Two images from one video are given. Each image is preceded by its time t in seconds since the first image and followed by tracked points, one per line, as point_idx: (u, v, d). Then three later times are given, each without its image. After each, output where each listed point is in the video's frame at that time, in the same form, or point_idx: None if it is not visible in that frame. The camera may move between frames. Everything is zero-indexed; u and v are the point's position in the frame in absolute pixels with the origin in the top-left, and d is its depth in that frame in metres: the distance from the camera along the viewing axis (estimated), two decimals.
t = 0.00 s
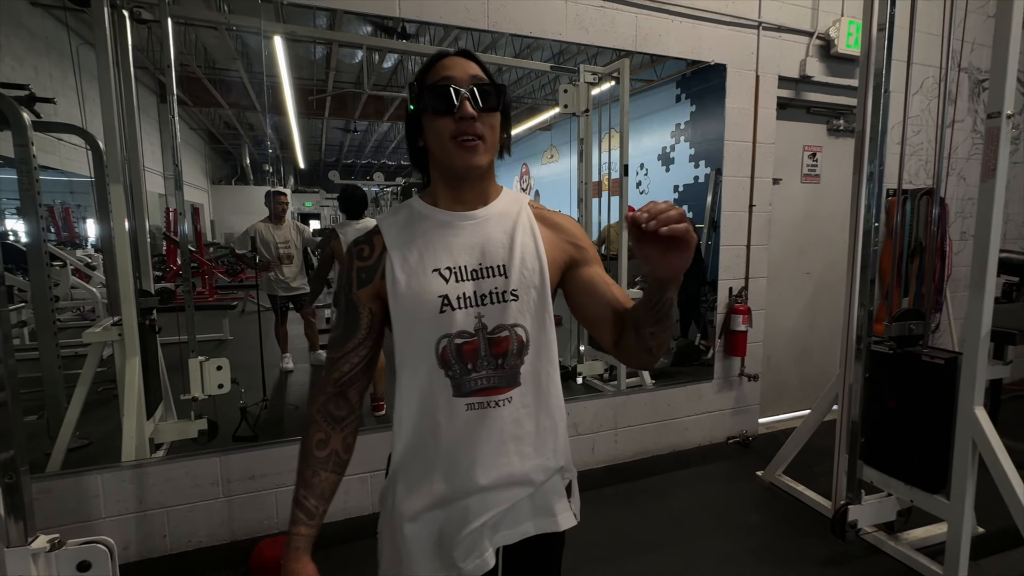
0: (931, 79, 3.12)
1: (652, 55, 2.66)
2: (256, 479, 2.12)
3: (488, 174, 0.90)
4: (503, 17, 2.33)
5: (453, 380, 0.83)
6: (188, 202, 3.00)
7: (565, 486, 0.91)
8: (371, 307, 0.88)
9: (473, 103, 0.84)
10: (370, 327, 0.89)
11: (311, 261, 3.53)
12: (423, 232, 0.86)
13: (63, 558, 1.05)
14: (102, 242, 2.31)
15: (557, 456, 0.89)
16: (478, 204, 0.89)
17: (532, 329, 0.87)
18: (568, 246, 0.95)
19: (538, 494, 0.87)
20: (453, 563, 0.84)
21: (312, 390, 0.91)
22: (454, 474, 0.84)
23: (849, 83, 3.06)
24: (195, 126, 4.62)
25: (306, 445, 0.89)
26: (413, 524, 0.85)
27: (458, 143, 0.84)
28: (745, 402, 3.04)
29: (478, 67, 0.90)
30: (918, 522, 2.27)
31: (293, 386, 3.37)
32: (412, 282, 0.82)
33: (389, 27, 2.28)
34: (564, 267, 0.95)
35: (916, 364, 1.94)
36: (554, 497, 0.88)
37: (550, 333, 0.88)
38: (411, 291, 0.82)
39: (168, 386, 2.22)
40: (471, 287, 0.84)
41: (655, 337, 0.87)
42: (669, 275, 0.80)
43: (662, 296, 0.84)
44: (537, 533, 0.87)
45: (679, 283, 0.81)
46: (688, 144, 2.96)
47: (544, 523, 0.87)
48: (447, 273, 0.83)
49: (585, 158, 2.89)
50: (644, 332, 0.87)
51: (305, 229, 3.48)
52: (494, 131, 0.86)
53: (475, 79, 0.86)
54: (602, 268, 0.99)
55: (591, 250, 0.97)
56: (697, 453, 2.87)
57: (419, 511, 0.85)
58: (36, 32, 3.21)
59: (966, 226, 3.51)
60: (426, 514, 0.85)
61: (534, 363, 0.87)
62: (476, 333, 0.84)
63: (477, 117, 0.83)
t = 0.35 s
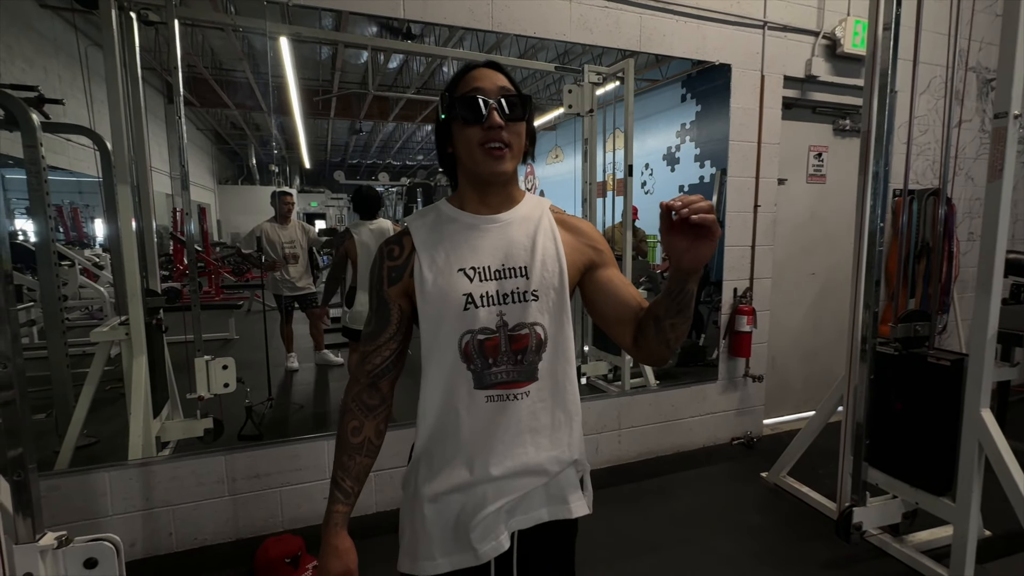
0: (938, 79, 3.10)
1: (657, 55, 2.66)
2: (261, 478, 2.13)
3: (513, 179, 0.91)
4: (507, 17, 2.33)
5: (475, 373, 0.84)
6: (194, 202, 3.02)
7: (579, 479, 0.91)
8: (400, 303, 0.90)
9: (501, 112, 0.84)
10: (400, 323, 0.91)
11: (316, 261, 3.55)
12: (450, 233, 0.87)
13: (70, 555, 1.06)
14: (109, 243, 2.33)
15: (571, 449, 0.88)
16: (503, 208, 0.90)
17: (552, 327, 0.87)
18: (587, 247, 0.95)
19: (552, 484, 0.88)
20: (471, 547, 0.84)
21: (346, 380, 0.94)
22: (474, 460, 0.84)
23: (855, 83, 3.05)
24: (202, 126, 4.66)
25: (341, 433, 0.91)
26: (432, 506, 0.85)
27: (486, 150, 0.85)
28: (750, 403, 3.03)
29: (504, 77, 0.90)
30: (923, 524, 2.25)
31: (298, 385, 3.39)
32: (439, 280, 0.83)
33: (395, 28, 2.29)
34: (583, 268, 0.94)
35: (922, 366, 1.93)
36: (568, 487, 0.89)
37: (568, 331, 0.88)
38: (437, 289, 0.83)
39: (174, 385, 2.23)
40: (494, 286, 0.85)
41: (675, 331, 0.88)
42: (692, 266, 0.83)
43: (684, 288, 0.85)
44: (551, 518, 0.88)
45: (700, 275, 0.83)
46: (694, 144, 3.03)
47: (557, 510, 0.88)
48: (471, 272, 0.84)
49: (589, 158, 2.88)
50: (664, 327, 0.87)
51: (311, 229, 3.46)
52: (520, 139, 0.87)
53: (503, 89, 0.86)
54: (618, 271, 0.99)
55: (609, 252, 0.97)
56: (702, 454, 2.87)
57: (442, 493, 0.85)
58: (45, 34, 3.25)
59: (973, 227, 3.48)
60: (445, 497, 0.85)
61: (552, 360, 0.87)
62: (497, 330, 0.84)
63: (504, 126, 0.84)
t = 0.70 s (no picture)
0: (942, 77, 3.09)
1: (661, 54, 2.66)
2: (265, 475, 2.14)
3: (524, 178, 0.91)
4: (511, 16, 2.33)
5: (480, 368, 0.84)
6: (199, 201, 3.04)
7: (585, 479, 0.91)
8: (414, 297, 0.91)
9: (502, 112, 0.85)
10: (413, 317, 0.92)
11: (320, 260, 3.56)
12: (464, 230, 0.88)
13: (78, 550, 1.08)
14: (115, 242, 2.35)
15: (577, 447, 0.88)
16: (516, 206, 0.90)
17: (559, 327, 0.86)
18: (598, 251, 0.93)
19: (558, 480, 0.87)
20: (476, 537, 0.84)
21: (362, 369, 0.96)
22: (479, 455, 0.85)
23: (859, 82, 3.04)
24: (206, 126, 4.68)
25: (356, 421, 0.94)
26: (438, 493, 0.86)
27: (489, 150, 0.86)
28: (753, 402, 3.03)
29: (514, 73, 0.89)
30: (927, 524, 2.25)
31: (302, 383, 3.40)
32: (449, 275, 0.84)
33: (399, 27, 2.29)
34: (592, 272, 0.93)
35: (927, 364, 1.92)
36: (574, 484, 0.88)
37: (577, 332, 0.86)
38: (448, 283, 0.84)
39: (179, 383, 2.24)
40: (502, 283, 0.85)
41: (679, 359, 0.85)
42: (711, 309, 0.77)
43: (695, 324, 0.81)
44: (555, 514, 0.88)
45: (716, 315, 0.78)
46: (697, 143, 3.05)
47: (562, 505, 0.88)
48: (480, 268, 0.85)
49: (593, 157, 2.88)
50: (668, 351, 0.85)
51: (315, 228, 3.44)
52: (525, 138, 0.87)
53: (506, 87, 0.86)
54: (629, 278, 0.97)
55: (620, 260, 0.95)
56: (705, 453, 2.87)
57: (450, 483, 0.86)
58: (51, 34, 3.27)
59: (978, 226, 3.47)
60: (454, 484, 0.85)
61: (559, 360, 0.87)
62: (504, 327, 0.84)
63: (506, 126, 0.85)
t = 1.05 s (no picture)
0: (942, 77, 3.09)
1: (661, 55, 2.67)
2: (266, 476, 2.14)
3: (519, 178, 0.91)
4: (511, 17, 2.34)
5: (472, 374, 0.85)
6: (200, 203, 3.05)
7: (583, 493, 0.89)
8: (405, 302, 0.91)
9: (495, 109, 0.84)
10: (404, 323, 0.92)
11: (321, 261, 3.56)
12: (457, 234, 0.88)
13: (78, 551, 1.08)
14: (116, 243, 2.35)
15: (575, 459, 0.87)
16: (512, 205, 0.90)
17: (555, 331, 0.85)
18: (596, 253, 0.92)
19: (554, 497, 0.86)
20: (469, 557, 0.84)
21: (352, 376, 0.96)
22: (473, 470, 0.84)
23: (859, 82, 3.04)
24: (207, 128, 4.70)
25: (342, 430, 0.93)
26: (431, 511, 0.86)
27: (482, 147, 0.86)
28: (754, 403, 3.03)
29: (509, 71, 0.89)
30: (928, 525, 2.24)
31: (303, 384, 3.41)
32: (439, 279, 0.84)
33: (399, 29, 2.30)
34: (588, 274, 0.91)
35: (926, 365, 1.92)
36: (570, 501, 0.87)
37: (574, 337, 0.86)
38: (439, 287, 0.84)
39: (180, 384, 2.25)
40: (495, 286, 0.84)
41: (671, 365, 0.85)
42: (702, 306, 0.79)
43: (689, 325, 0.82)
44: (551, 533, 0.86)
45: (709, 315, 0.80)
46: (698, 144, 3.02)
47: (557, 524, 0.86)
48: (473, 271, 0.84)
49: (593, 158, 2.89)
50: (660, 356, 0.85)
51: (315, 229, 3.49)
52: (519, 135, 0.86)
53: (500, 84, 0.86)
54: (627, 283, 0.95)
55: (617, 263, 0.93)
56: (705, 454, 2.87)
57: (442, 499, 0.86)
58: (53, 36, 3.28)
59: (980, 226, 3.47)
60: (445, 504, 0.86)
61: (554, 367, 0.86)
62: (496, 331, 0.84)
63: (498, 123, 0.84)
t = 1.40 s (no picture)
0: (945, 77, 3.09)
1: (662, 55, 2.66)
2: (268, 476, 2.14)
3: (505, 175, 0.89)
4: (512, 18, 2.34)
5: (463, 385, 0.81)
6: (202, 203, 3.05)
7: (585, 506, 0.86)
8: (389, 310, 0.87)
9: (476, 100, 0.81)
10: (390, 332, 0.88)
11: (322, 261, 3.57)
12: (443, 234, 0.86)
13: (81, 550, 1.08)
14: (119, 244, 2.36)
15: (576, 471, 0.84)
16: (500, 203, 0.88)
17: (551, 335, 0.82)
18: (589, 255, 0.91)
19: (555, 512, 0.83)
20: None
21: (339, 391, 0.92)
22: (469, 488, 0.81)
23: (861, 82, 3.03)
24: (208, 129, 4.71)
25: (329, 447, 0.89)
26: (424, 533, 0.84)
27: (464, 142, 0.83)
28: (755, 403, 3.02)
29: (490, 61, 0.87)
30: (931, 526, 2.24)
31: (305, 384, 3.41)
32: (425, 284, 0.81)
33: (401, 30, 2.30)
34: (583, 276, 0.91)
35: (928, 364, 1.92)
36: (572, 516, 0.84)
37: (571, 342, 0.83)
38: (426, 292, 0.81)
39: (183, 384, 2.25)
40: (486, 289, 0.82)
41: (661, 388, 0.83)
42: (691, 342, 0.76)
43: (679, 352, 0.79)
44: (554, 551, 0.83)
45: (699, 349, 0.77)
46: (699, 144, 3.05)
47: (559, 541, 0.83)
48: (461, 274, 0.82)
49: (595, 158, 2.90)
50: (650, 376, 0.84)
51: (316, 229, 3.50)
52: (501, 127, 0.84)
53: (482, 74, 0.83)
54: (621, 287, 0.94)
55: (612, 267, 0.93)
56: (707, 454, 2.86)
57: (437, 520, 0.84)
58: (56, 38, 3.29)
59: (982, 225, 3.46)
60: (440, 524, 0.84)
61: (550, 374, 0.82)
62: (487, 337, 0.81)
63: (479, 115, 0.81)
